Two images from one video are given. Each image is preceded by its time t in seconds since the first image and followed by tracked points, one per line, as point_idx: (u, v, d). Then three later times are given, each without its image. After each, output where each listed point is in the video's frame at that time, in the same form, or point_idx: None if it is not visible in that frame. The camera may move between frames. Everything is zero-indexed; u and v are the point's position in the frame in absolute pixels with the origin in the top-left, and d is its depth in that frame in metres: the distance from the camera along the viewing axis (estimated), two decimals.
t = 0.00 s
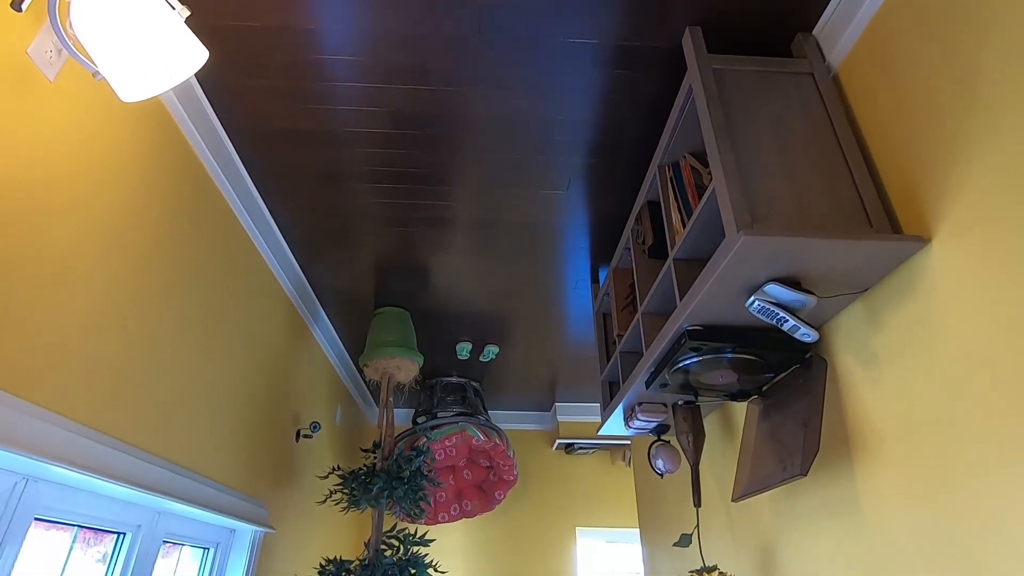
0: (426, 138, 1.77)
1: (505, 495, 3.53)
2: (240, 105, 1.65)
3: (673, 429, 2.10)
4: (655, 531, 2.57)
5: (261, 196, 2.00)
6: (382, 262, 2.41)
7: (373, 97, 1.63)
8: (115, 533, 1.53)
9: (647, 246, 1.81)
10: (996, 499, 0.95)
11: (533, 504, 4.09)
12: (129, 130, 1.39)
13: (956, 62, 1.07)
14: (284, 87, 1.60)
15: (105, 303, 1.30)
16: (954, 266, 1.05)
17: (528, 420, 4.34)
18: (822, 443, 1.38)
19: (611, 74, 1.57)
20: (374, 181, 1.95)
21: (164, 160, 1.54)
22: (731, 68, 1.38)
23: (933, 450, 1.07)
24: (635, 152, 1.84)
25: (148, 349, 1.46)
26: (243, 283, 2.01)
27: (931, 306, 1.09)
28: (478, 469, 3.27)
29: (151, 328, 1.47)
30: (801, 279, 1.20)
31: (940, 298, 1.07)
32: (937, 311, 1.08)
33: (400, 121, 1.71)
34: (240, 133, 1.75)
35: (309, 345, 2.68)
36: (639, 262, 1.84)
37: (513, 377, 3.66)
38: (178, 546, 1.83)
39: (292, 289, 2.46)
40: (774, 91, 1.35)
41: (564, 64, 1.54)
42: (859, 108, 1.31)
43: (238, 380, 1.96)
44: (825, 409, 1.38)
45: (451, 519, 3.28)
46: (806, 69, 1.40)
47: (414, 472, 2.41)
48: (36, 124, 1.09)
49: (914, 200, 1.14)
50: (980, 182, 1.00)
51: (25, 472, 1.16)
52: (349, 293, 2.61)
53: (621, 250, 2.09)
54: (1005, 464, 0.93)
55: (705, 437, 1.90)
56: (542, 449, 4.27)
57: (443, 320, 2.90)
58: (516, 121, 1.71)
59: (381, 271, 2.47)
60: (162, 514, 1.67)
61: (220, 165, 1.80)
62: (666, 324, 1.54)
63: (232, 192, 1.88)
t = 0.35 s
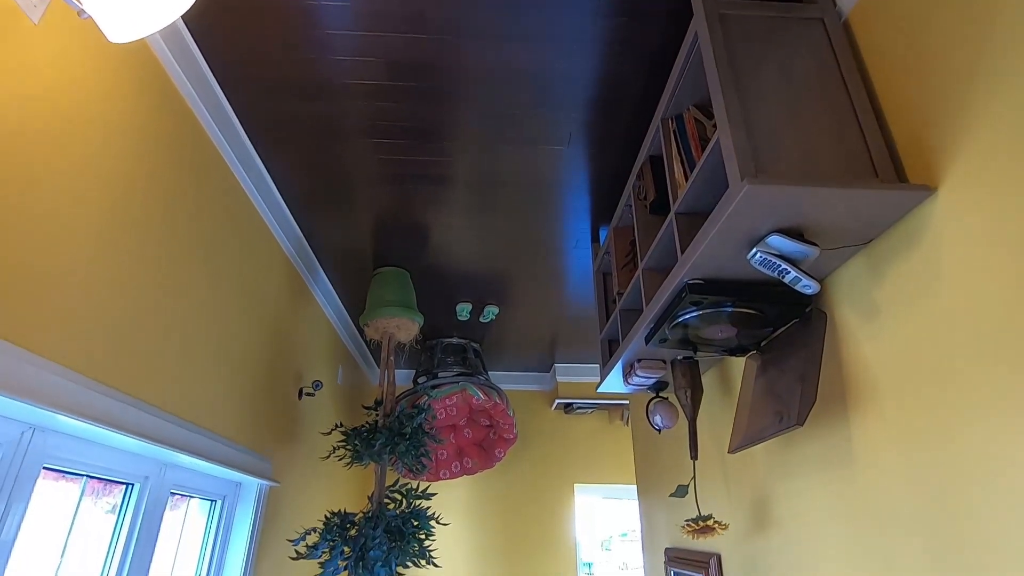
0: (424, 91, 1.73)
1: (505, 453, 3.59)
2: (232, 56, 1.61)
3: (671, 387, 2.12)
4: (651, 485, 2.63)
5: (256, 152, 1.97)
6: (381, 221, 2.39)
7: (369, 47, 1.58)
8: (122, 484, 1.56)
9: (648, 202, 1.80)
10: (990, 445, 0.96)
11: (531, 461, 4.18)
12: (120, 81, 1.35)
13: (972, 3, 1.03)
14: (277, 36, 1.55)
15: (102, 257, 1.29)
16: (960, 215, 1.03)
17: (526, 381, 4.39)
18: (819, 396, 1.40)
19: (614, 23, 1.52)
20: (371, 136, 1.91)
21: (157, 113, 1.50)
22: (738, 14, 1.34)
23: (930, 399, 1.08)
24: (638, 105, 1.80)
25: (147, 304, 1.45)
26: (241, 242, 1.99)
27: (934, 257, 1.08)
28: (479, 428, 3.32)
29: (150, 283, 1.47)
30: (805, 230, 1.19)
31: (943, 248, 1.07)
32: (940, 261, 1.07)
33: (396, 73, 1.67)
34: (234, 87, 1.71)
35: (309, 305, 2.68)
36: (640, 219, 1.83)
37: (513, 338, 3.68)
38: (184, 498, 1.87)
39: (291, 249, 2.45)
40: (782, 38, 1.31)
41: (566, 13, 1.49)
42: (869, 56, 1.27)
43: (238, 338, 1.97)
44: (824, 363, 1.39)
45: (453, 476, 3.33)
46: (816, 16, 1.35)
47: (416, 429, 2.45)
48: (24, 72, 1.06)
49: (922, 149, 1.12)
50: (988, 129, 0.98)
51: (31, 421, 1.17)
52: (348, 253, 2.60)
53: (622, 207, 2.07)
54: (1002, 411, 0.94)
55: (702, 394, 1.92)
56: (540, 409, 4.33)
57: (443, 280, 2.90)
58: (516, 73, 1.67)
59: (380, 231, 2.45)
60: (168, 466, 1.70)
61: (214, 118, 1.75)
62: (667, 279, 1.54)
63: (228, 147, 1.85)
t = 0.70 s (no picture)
0: (429, 42, 1.69)
1: (510, 413, 3.64)
2: (233, 6, 1.57)
3: (676, 345, 2.13)
4: (655, 443, 2.67)
5: (260, 108, 1.95)
6: (387, 179, 2.37)
7: None
8: (139, 435, 1.60)
9: (657, 157, 1.77)
10: (991, 393, 0.96)
11: (537, 421, 4.24)
12: (121, 30, 1.32)
13: None
14: None
15: (110, 210, 1.29)
16: (976, 164, 1.01)
17: (532, 343, 4.42)
18: (825, 350, 1.40)
19: None
20: (375, 91, 1.88)
21: (159, 65, 1.48)
22: None
23: (937, 351, 1.08)
24: (648, 57, 1.75)
25: (157, 259, 1.46)
26: (247, 199, 1.99)
27: (947, 206, 1.07)
28: (485, 388, 3.37)
29: (159, 238, 1.47)
30: (817, 181, 1.17)
31: (955, 197, 1.05)
32: (952, 211, 1.05)
33: (400, 23, 1.63)
34: (235, 38, 1.67)
35: (316, 265, 2.69)
36: (649, 175, 1.80)
37: (519, 300, 3.69)
38: (199, 451, 1.92)
39: (297, 208, 2.44)
40: None
41: None
42: None
43: (247, 295, 1.98)
44: (831, 317, 1.39)
45: (460, 435, 3.41)
46: None
47: (424, 387, 2.49)
48: (22, 18, 1.04)
49: (941, 96, 1.09)
50: (1008, 71, 0.95)
51: (47, 370, 1.19)
52: (354, 212, 2.59)
53: (630, 164, 2.04)
54: (1004, 359, 0.94)
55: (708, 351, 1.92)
56: (545, 370, 4.38)
57: (448, 240, 2.89)
58: (524, 22, 1.62)
59: (385, 190, 2.44)
60: (183, 419, 1.74)
61: (215, 70, 1.72)
62: (676, 234, 1.52)
63: (230, 102, 1.83)
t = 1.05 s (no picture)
0: None
1: (514, 373, 3.68)
2: None
3: (679, 303, 2.14)
4: (656, 400, 2.71)
5: (259, 60, 1.90)
6: (389, 136, 2.34)
7: None
8: (148, 387, 1.63)
9: (664, 110, 1.73)
10: (991, 341, 0.96)
11: (540, 382, 4.29)
12: None
13: None
14: None
15: (112, 161, 1.27)
16: (991, 108, 0.98)
17: (535, 305, 4.44)
18: (829, 304, 1.40)
19: None
20: (376, 41, 1.83)
21: (155, 12, 1.43)
22: None
23: (941, 300, 1.08)
24: (658, 5, 1.69)
25: (161, 212, 1.45)
26: (248, 154, 1.96)
27: (959, 152, 1.05)
28: (488, 348, 3.40)
29: (163, 191, 1.47)
30: (828, 129, 1.14)
31: (969, 144, 1.02)
32: (962, 157, 1.03)
33: None
34: None
35: (319, 224, 2.68)
36: (655, 128, 1.77)
37: (522, 261, 3.69)
38: (208, 405, 1.96)
39: (299, 166, 2.41)
40: None
41: None
42: None
43: (251, 251, 1.98)
44: (835, 270, 1.38)
45: (463, 394, 3.48)
46: None
47: (428, 345, 2.51)
48: None
49: (960, 39, 1.05)
50: None
51: (56, 319, 1.20)
52: (356, 170, 2.57)
53: (636, 118, 2.00)
54: (1008, 307, 0.94)
55: (711, 308, 1.93)
56: (548, 332, 4.40)
57: (451, 200, 2.87)
58: None
59: (388, 147, 2.40)
60: (191, 373, 1.77)
61: (213, 21, 1.67)
62: (681, 187, 1.51)
63: (230, 54, 1.78)
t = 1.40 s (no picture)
0: None
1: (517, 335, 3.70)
2: None
3: (683, 262, 2.13)
4: (658, 361, 2.73)
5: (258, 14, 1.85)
6: (391, 93, 2.30)
7: None
8: (156, 342, 1.65)
9: (671, 63, 1.69)
10: (993, 292, 0.97)
11: (542, 345, 4.33)
12: None
13: None
14: None
15: (112, 115, 1.26)
16: (1006, 54, 0.95)
17: (539, 268, 4.43)
18: (834, 259, 1.40)
19: None
20: None
21: None
22: None
23: (947, 253, 1.07)
24: None
25: (162, 168, 1.45)
26: (250, 112, 1.93)
27: (971, 102, 1.02)
28: (492, 310, 3.41)
29: (165, 145, 1.45)
30: (839, 77, 1.12)
31: (981, 92, 1.00)
32: (974, 106, 1.01)
33: None
34: None
35: (321, 184, 2.66)
36: (662, 82, 1.73)
37: (526, 223, 3.67)
38: (216, 362, 1.99)
39: (301, 124, 2.38)
40: None
41: None
42: None
43: (254, 210, 1.98)
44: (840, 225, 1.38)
45: (468, 355, 3.49)
46: None
47: (432, 305, 2.52)
48: None
49: None
50: None
51: (62, 270, 1.21)
52: (358, 129, 2.53)
53: (643, 73, 1.96)
54: (1011, 257, 0.93)
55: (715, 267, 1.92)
56: (551, 295, 4.42)
57: (454, 160, 2.83)
58: None
59: (390, 104, 2.37)
60: (198, 330, 1.79)
61: None
62: (687, 141, 1.48)
63: (229, 8, 1.73)
